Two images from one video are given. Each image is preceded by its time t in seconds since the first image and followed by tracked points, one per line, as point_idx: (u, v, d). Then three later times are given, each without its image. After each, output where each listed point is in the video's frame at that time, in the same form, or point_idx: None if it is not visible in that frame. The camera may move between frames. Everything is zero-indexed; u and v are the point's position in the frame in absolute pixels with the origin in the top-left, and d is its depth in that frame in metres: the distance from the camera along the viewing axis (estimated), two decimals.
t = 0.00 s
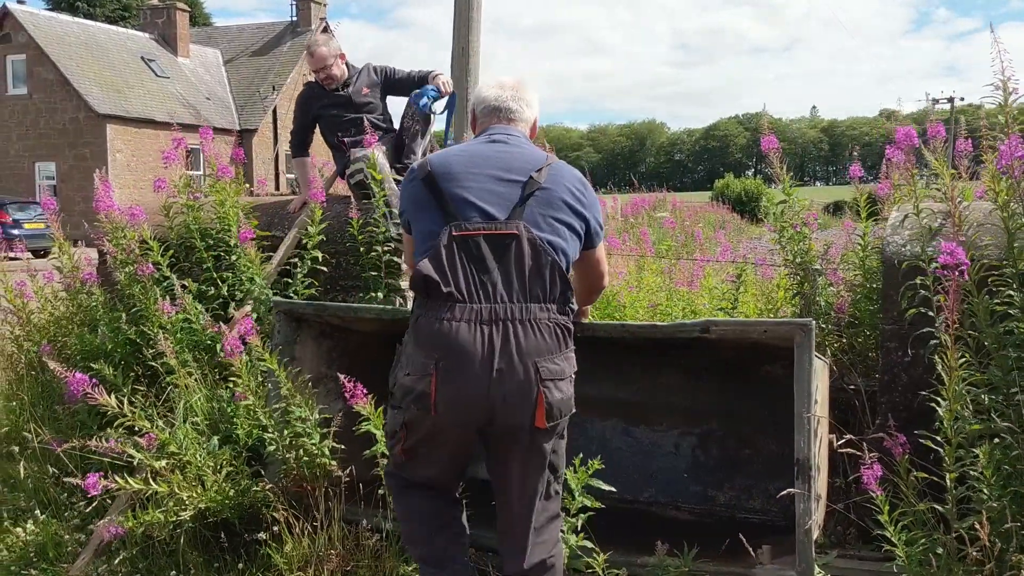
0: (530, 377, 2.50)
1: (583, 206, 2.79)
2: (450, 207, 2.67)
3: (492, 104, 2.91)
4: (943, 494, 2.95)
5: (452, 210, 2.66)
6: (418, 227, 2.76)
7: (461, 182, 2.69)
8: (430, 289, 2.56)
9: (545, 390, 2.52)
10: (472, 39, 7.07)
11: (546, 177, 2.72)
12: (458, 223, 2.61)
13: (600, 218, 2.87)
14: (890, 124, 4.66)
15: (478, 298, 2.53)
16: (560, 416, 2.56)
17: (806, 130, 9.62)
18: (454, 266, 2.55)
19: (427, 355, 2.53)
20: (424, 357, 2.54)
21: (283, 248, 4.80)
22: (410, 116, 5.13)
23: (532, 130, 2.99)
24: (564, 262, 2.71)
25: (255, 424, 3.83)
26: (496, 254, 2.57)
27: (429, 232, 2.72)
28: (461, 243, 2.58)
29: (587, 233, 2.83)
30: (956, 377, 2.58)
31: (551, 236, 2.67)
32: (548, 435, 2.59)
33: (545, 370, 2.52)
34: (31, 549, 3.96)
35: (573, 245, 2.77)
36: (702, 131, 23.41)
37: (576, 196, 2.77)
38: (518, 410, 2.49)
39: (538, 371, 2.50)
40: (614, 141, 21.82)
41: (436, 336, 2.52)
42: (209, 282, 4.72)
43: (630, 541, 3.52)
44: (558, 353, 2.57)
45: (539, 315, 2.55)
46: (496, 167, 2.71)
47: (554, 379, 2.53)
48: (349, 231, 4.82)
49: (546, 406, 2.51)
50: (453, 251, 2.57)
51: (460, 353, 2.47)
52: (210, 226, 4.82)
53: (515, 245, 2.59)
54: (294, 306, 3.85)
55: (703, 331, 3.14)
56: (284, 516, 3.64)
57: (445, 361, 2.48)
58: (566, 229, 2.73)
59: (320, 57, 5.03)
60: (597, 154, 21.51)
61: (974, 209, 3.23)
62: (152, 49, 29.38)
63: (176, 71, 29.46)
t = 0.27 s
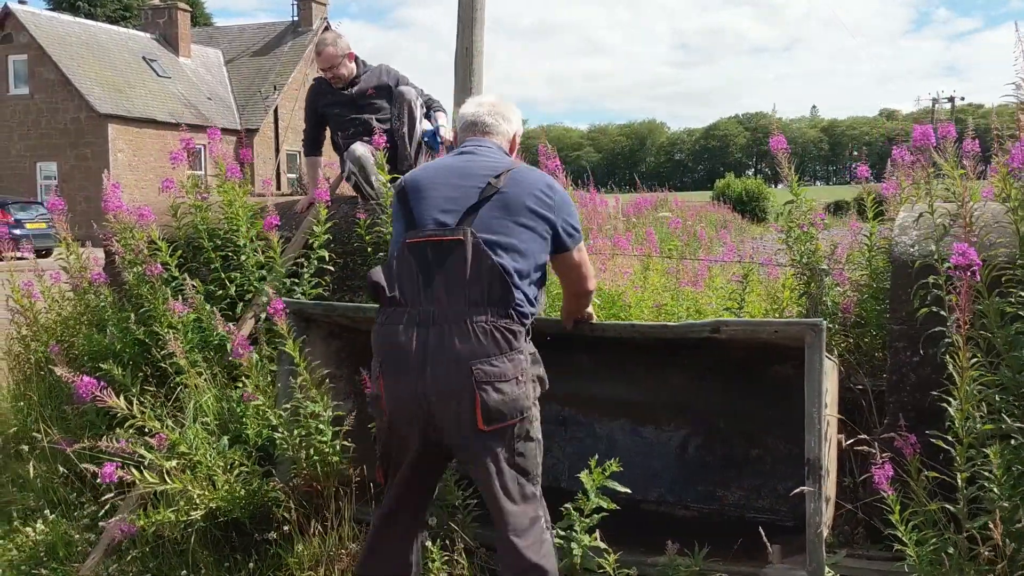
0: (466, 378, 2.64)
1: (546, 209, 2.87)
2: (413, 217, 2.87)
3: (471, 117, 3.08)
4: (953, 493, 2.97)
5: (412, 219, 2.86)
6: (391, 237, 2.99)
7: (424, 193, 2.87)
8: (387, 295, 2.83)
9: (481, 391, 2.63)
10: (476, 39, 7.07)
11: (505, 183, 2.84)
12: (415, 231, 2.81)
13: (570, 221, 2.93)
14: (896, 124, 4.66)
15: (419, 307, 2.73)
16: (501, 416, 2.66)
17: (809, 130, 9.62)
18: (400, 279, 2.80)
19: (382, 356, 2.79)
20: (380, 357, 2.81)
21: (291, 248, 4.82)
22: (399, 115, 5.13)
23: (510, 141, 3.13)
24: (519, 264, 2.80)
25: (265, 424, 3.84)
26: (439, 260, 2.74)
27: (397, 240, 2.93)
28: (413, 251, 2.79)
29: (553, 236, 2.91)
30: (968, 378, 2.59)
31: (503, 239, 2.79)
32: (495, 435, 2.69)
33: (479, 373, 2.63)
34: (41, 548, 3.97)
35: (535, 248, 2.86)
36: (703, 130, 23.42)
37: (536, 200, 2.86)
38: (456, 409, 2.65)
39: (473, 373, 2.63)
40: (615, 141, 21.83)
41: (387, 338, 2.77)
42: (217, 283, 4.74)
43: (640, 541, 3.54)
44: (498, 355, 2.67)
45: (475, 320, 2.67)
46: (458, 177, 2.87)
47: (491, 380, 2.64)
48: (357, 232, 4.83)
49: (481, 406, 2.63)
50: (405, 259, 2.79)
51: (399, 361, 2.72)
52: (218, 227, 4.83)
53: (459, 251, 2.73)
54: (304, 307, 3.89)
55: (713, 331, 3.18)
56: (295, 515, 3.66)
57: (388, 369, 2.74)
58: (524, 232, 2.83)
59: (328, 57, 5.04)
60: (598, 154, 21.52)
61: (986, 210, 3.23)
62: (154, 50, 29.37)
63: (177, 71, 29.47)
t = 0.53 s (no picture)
0: (377, 378, 2.62)
1: (496, 218, 2.89)
2: (364, 226, 2.96)
3: (437, 139, 3.21)
4: (959, 493, 2.97)
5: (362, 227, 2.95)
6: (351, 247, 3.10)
7: (380, 203, 2.99)
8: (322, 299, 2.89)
9: (392, 392, 2.60)
10: (478, 39, 7.07)
11: (454, 191, 2.89)
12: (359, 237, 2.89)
13: (524, 233, 2.94)
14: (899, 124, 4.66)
15: (345, 308, 2.77)
16: (415, 418, 2.61)
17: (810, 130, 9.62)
18: (335, 280, 2.86)
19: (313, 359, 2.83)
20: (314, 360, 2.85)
21: (296, 248, 4.83)
22: (400, 115, 5.05)
23: (475, 163, 3.22)
24: (457, 268, 2.82)
25: (271, 424, 3.85)
26: (370, 264, 2.79)
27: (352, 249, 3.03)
28: (352, 256, 2.86)
29: (502, 245, 2.92)
30: (974, 376, 2.61)
31: (443, 240, 2.81)
32: (410, 436, 2.64)
33: (389, 374, 2.60)
34: (47, 548, 3.98)
35: (479, 254, 2.88)
36: (703, 131, 23.43)
37: (487, 208, 2.88)
38: (370, 410, 2.63)
39: (385, 374, 2.61)
40: (615, 141, 21.86)
41: (317, 341, 2.81)
42: (222, 282, 4.75)
43: (646, 542, 3.55)
44: (413, 355, 2.62)
45: (390, 320, 2.65)
46: (412, 188, 2.96)
47: (400, 381, 2.60)
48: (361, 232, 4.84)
49: (391, 407, 2.59)
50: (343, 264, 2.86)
51: (323, 362, 2.75)
52: (222, 227, 4.84)
53: (389, 254, 2.76)
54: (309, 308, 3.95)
55: (719, 331, 3.21)
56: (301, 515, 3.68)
57: (313, 370, 2.78)
58: (468, 237, 2.85)
59: (331, 57, 5.05)
60: (598, 154, 21.53)
61: (994, 209, 3.23)
62: (154, 50, 29.37)
63: (178, 71, 29.47)
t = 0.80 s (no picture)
0: (326, 401, 2.62)
1: (473, 248, 2.90)
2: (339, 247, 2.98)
3: (419, 176, 3.18)
4: (965, 492, 2.98)
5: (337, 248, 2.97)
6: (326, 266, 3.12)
7: (360, 227, 3.01)
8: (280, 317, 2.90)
9: (340, 415, 2.60)
10: (481, 38, 7.07)
11: (433, 219, 2.90)
12: (330, 259, 2.91)
13: (502, 265, 2.94)
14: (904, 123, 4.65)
15: (299, 327, 2.76)
16: (365, 441, 2.60)
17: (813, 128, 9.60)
18: (294, 299, 2.87)
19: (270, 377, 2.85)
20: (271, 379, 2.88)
21: (300, 247, 4.84)
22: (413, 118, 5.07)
23: (457, 199, 3.15)
24: (426, 297, 2.83)
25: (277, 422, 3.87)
26: (332, 285, 2.79)
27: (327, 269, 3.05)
28: (317, 276, 2.88)
29: (477, 276, 2.93)
30: (980, 374, 2.62)
31: (413, 265, 2.82)
32: (364, 455, 2.64)
33: (338, 396, 2.60)
34: (53, 546, 3.99)
35: (450, 280, 2.88)
36: (706, 130, 23.40)
37: (465, 239, 2.89)
38: (321, 431, 2.64)
39: (334, 396, 2.60)
40: (617, 140, 21.85)
41: (272, 360, 2.82)
42: (227, 281, 4.77)
43: (650, 540, 3.55)
44: (361, 377, 2.61)
45: (340, 341, 2.64)
46: (391, 215, 3.00)
47: (348, 404, 2.59)
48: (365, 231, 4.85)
49: (340, 428, 2.59)
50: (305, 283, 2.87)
51: (277, 380, 2.76)
52: (228, 226, 4.86)
53: (350, 276, 2.77)
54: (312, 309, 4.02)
55: (725, 333, 3.25)
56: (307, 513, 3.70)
57: (268, 388, 2.79)
58: (441, 265, 2.86)
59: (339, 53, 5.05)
60: (600, 153, 21.53)
61: (1000, 208, 3.22)
62: (157, 49, 29.40)
63: (180, 70, 29.49)
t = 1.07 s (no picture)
0: (316, 421, 2.61)
1: (467, 269, 2.87)
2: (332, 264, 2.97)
3: (419, 194, 3.17)
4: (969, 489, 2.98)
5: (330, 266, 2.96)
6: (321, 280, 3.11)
7: (354, 244, 2.99)
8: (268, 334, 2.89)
9: (330, 436, 2.59)
10: (483, 36, 7.06)
11: (427, 239, 2.87)
12: (322, 277, 2.90)
13: (496, 284, 2.89)
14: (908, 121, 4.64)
15: (286, 348, 2.74)
16: (357, 460, 2.61)
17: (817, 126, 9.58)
18: (282, 316, 2.85)
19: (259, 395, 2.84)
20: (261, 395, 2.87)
21: (304, 246, 4.85)
22: (421, 120, 5.07)
23: (456, 218, 3.14)
24: (417, 319, 2.81)
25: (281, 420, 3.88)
26: (321, 305, 2.78)
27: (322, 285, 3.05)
28: (307, 294, 2.87)
29: (470, 296, 2.90)
30: (985, 371, 2.62)
31: (404, 287, 2.80)
32: (356, 473, 2.66)
33: (327, 419, 2.59)
34: (57, 543, 4.00)
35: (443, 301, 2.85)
36: (708, 129, 23.38)
37: (458, 260, 2.86)
38: (311, 452, 2.64)
39: (322, 417, 2.60)
40: (620, 139, 21.83)
41: (260, 378, 2.81)
42: (231, 279, 4.78)
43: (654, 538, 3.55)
44: (350, 398, 2.60)
45: (327, 364, 2.62)
46: (387, 235, 2.98)
47: (338, 425, 2.59)
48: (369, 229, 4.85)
49: (330, 449, 2.60)
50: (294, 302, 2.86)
51: (267, 401, 2.75)
52: (231, 224, 4.86)
53: (339, 296, 2.75)
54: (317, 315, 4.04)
55: (733, 338, 3.23)
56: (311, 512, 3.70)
57: (257, 409, 2.78)
58: (433, 287, 2.84)
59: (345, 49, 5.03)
60: (602, 152, 21.51)
61: (1005, 205, 3.21)
62: (159, 48, 29.42)
63: (182, 69, 29.50)
